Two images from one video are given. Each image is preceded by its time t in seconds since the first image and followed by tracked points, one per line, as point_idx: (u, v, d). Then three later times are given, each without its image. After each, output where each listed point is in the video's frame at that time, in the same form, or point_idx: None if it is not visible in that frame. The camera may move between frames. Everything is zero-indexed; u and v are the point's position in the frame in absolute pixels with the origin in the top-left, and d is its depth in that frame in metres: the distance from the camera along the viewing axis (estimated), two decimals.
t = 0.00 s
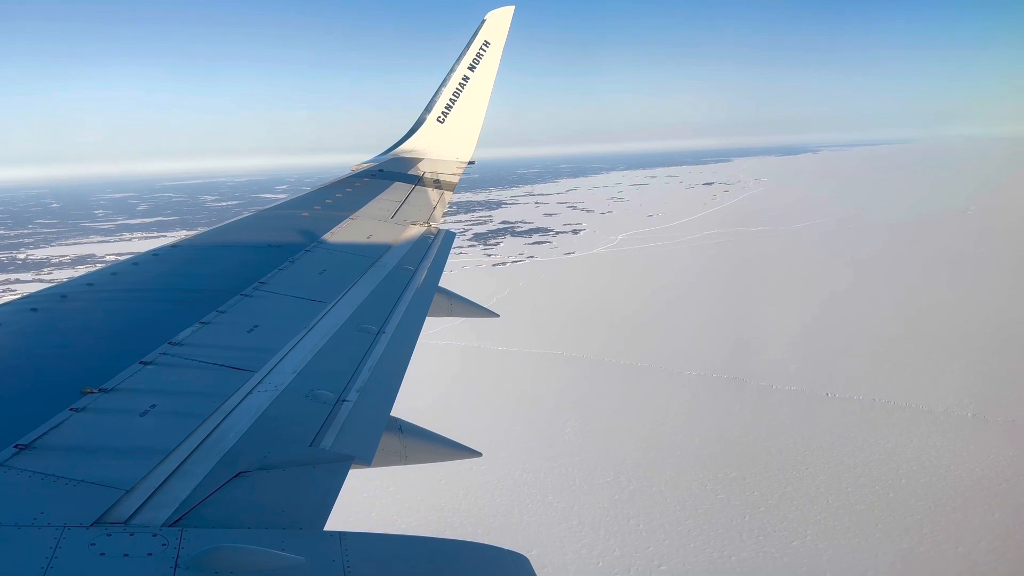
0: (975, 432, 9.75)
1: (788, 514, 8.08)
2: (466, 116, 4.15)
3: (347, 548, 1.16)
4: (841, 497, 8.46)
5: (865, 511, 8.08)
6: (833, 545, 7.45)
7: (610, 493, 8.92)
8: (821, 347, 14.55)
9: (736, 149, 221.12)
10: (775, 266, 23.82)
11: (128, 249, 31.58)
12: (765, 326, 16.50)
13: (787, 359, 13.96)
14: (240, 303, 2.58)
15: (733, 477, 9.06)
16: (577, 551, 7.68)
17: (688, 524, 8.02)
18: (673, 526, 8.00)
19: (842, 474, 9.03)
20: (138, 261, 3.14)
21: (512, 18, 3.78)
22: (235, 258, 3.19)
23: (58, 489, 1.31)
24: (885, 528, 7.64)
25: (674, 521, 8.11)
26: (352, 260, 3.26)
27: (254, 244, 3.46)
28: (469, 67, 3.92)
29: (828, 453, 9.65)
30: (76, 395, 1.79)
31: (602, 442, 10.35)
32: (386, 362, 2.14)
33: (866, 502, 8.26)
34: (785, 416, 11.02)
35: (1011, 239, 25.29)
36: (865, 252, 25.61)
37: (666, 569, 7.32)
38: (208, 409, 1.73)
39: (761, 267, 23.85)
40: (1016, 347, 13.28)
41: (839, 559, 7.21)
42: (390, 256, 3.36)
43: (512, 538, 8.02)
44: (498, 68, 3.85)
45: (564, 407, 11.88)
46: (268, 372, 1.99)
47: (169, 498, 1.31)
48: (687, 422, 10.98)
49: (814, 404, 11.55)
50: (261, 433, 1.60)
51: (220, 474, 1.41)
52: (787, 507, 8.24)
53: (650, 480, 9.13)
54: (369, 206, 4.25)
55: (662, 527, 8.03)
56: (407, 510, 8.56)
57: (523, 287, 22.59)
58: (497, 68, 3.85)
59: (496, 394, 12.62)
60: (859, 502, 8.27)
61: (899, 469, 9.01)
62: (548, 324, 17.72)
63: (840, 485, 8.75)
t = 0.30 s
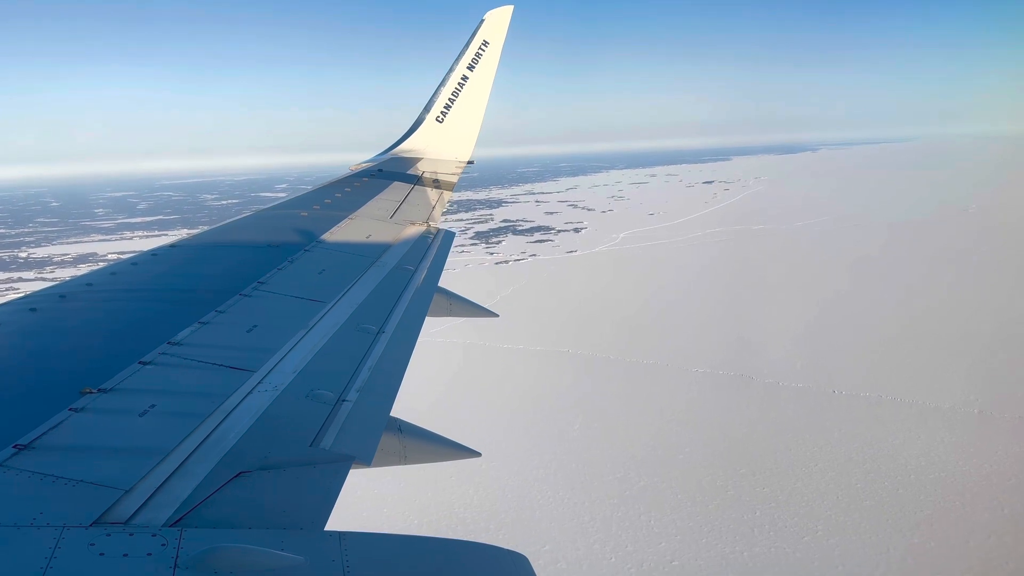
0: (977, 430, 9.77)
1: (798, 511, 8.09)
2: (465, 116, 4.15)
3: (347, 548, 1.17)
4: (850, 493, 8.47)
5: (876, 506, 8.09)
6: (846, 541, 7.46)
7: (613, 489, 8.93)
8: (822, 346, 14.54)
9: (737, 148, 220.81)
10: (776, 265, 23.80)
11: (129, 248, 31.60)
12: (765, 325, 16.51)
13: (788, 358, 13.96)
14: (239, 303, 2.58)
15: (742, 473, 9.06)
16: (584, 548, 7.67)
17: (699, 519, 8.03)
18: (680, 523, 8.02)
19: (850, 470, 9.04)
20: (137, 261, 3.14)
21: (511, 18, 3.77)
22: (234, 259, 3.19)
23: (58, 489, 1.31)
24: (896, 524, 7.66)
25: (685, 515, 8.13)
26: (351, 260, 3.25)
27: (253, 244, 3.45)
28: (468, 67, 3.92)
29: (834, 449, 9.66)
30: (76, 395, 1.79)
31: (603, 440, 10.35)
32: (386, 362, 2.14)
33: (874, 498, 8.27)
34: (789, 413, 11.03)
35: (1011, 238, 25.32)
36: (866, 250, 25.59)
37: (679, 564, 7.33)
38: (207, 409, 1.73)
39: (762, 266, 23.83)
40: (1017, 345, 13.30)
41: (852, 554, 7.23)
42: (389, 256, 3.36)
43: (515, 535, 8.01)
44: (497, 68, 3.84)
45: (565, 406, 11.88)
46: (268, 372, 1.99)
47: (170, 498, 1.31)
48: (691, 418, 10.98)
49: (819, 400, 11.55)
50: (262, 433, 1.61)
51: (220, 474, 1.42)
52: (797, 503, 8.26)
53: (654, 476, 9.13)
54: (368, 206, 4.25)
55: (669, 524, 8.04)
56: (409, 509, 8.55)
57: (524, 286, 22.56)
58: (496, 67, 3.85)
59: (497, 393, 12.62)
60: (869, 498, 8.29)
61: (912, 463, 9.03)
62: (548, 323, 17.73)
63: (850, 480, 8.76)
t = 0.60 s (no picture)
0: (979, 428, 9.78)
1: (807, 509, 8.12)
2: (465, 115, 4.15)
3: (347, 549, 1.17)
4: (857, 490, 8.49)
5: (886, 502, 8.12)
6: (857, 537, 7.49)
7: (617, 487, 8.94)
8: (822, 344, 14.55)
9: (737, 147, 220.76)
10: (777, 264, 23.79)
11: (132, 246, 31.61)
12: (766, 323, 16.52)
13: (788, 356, 13.95)
14: (239, 302, 2.58)
15: (749, 470, 9.07)
16: (590, 546, 7.68)
17: (710, 516, 8.04)
18: (686, 519, 8.03)
19: (857, 467, 9.06)
20: (137, 261, 3.14)
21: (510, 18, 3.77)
22: (233, 258, 3.19)
23: (57, 489, 1.31)
24: (906, 519, 7.70)
25: (695, 511, 8.16)
26: (349, 260, 3.25)
27: (252, 243, 3.45)
28: (467, 67, 3.92)
29: (840, 446, 9.67)
30: (76, 395, 1.79)
31: (604, 437, 10.35)
32: (386, 362, 2.14)
33: (883, 495, 8.29)
34: (792, 411, 11.04)
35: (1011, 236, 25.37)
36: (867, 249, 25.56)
37: (692, 559, 7.34)
38: (206, 408, 1.73)
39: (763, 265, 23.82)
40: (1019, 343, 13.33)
41: (864, 549, 7.27)
42: (389, 256, 3.35)
43: (517, 533, 8.01)
44: (497, 68, 3.84)
45: (566, 404, 11.88)
46: (268, 371, 1.99)
47: (171, 499, 1.31)
48: (694, 416, 10.99)
49: (822, 398, 11.56)
50: (262, 433, 1.61)
51: (221, 473, 1.42)
52: (806, 501, 8.28)
53: (657, 473, 9.14)
54: (367, 206, 4.24)
55: (676, 521, 8.04)
56: (409, 508, 8.54)
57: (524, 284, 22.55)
58: (495, 67, 3.85)
59: (498, 391, 12.62)
60: (879, 494, 8.32)
61: (923, 459, 9.07)
62: (549, 321, 17.74)
63: (858, 477, 8.79)
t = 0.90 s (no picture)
0: (981, 426, 9.80)
1: (818, 508, 8.13)
2: (465, 115, 4.15)
3: (347, 547, 1.17)
4: (867, 488, 8.48)
5: (897, 499, 8.13)
6: (868, 535, 7.49)
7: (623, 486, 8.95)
8: (823, 343, 14.55)
9: (739, 145, 220.52)
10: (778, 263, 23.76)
11: (133, 245, 31.57)
12: (767, 322, 16.52)
13: (790, 355, 13.95)
14: (240, 302, 2.58)
15: (754, 468, 9.07)
16: (597, 545, 7.68)
17: (722, 513, 8.06)
18: (691, 517, 8.05)
19: (864, 464, 9.06)
20: (138, 261, 3.14)
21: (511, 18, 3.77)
22: (233, 258, 3.19)
23: (58, 489, 1.31)
24: (918, 515, 7.71)
25: (706, 509, 8.18)
26: (350, 260, 3.25)
27: (251, 243, 3.45)
28: (468, 67, 3.92)
29: (845, 445, 9.68)
30: (76, 395, 1.79)
31: (606, 436, 10.37)
32: (387, 362, 2.14)
33: (892, 492, 8.29)
34: (796, 409, 11.04)
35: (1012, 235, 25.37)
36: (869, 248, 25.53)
37: (707, 555, 7.35)
38: (207, 409, 1.73)
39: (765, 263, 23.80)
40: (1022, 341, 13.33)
41: (877, 546, 7.29)
42: (390, 256, 3.35)
43: (520, 531, 8.02)
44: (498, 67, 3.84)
45: (567, 403, 11.89)
46: (270, 372, 1.99)
47: (173, 499, 1.32)
48: (698, 415, 10.99)
49: (825, 396, 11.55)
50: (264, 433, 1.61)
51: (224, 473, 1.42)
52: (815, 500, 8.28)
53: (661, 471, 9.14)
54: (367, 206, 4.24)
55: (685, 518, 8.05)
56: (411, 509, 8.54)
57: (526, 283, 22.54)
58: (496, 67, 3.85)
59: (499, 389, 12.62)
60: (890, 491, 8.33)
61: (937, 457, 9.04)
62: (550, 320, 17.74)
63: (868, 474, 8.80)
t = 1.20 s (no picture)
0: (985, 424, 9.78)
1: (831, 505, 8.14)
2: (466, 115, 4.14)
3: (349, 547, 1.17)
4: (878, 484, 8.48)
5: (909, 495, 8.13)
6: (880, 532, 7.49)
7: (627, 484, 8.94)
8: (825, 343, 14.52)
9: (742, 144, 220.34)
10: (780, 262, 23.73)
11: (137, 245, 31.56)
12: (769, 322, 16.50)
13: (792, 355, 13.93)
14: (242, 303, 2.58)
15: (759, 466, 9.06)
16: (603, 545, 7.68)
17: (734, 512, 8.07)
18: (697, 515, 8.06)
19: (869, 462, 9.05)
20: (139, 261, 3.15)
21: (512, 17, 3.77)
22: (235, 258, 3.20)
23: (59, 489, 1.32)
24: (930, 512, 7.72)
25: (715, 508, 8.18)
26: (352, 260, 3.25)
27: (253, 243, 3.46)
28: (469, 67, 3.92)
29: (849, 443, 9.67)
30: (78, 395, 1.79)
31: (609, 435, 10.37)
32: (389, 362, 2.14)
33: (904, 489, 8.28)
34: (800, 407, 11.03)
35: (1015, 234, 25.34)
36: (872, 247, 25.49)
37: (721, 551, 7.38)
38: (209, 408, 1.73)
39: (767, 263, 23.75)
40: None
41: (890, 542, 7.29)
42: (392, 256, 3.35)
43: (524, 530, 8.02)
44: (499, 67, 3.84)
45: (569, 402, 11.89)
46: (272, 372, 1.99)
47: (176, 498, 1.32)
48: (701, 414, 10.98)
49: (829, 395, 11.54)
50: (267, 432, 1.61)
51: (226, 473, 1.42)
52: (824, 498, 8.29)
53: (665, 470, 9.14)
54: (368, 206, 4.24)
55: (696, 516, 8.07)
56: (412, 509, 8.53)
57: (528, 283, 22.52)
58: (497, 67, 3.85)
59: (501, 388, 12.62)
60: (902, 487, 8.32)
61: (946, 454, 9.03)
62: (551, 320, 17.74)
63: (880, 471, 8.79)
